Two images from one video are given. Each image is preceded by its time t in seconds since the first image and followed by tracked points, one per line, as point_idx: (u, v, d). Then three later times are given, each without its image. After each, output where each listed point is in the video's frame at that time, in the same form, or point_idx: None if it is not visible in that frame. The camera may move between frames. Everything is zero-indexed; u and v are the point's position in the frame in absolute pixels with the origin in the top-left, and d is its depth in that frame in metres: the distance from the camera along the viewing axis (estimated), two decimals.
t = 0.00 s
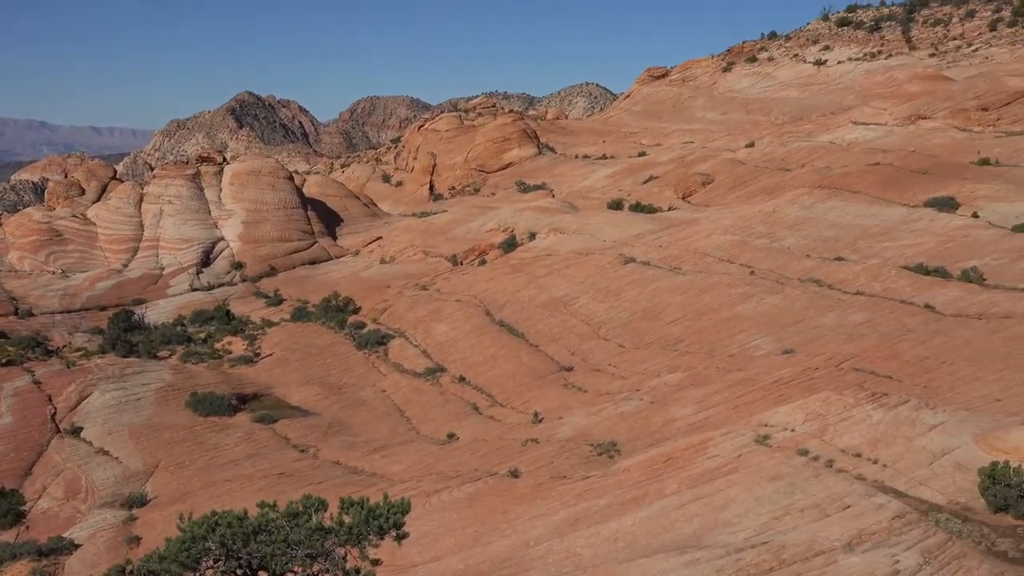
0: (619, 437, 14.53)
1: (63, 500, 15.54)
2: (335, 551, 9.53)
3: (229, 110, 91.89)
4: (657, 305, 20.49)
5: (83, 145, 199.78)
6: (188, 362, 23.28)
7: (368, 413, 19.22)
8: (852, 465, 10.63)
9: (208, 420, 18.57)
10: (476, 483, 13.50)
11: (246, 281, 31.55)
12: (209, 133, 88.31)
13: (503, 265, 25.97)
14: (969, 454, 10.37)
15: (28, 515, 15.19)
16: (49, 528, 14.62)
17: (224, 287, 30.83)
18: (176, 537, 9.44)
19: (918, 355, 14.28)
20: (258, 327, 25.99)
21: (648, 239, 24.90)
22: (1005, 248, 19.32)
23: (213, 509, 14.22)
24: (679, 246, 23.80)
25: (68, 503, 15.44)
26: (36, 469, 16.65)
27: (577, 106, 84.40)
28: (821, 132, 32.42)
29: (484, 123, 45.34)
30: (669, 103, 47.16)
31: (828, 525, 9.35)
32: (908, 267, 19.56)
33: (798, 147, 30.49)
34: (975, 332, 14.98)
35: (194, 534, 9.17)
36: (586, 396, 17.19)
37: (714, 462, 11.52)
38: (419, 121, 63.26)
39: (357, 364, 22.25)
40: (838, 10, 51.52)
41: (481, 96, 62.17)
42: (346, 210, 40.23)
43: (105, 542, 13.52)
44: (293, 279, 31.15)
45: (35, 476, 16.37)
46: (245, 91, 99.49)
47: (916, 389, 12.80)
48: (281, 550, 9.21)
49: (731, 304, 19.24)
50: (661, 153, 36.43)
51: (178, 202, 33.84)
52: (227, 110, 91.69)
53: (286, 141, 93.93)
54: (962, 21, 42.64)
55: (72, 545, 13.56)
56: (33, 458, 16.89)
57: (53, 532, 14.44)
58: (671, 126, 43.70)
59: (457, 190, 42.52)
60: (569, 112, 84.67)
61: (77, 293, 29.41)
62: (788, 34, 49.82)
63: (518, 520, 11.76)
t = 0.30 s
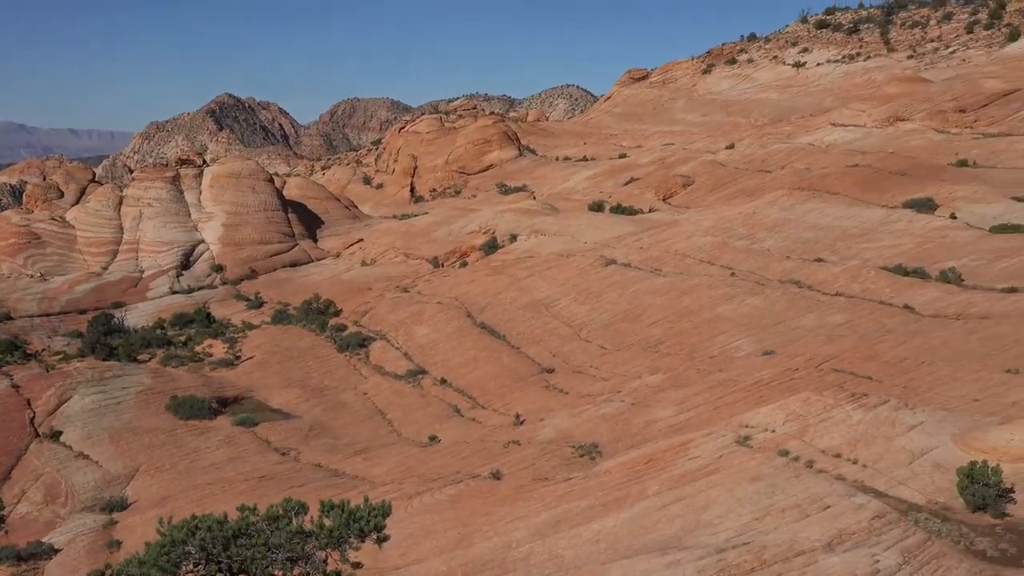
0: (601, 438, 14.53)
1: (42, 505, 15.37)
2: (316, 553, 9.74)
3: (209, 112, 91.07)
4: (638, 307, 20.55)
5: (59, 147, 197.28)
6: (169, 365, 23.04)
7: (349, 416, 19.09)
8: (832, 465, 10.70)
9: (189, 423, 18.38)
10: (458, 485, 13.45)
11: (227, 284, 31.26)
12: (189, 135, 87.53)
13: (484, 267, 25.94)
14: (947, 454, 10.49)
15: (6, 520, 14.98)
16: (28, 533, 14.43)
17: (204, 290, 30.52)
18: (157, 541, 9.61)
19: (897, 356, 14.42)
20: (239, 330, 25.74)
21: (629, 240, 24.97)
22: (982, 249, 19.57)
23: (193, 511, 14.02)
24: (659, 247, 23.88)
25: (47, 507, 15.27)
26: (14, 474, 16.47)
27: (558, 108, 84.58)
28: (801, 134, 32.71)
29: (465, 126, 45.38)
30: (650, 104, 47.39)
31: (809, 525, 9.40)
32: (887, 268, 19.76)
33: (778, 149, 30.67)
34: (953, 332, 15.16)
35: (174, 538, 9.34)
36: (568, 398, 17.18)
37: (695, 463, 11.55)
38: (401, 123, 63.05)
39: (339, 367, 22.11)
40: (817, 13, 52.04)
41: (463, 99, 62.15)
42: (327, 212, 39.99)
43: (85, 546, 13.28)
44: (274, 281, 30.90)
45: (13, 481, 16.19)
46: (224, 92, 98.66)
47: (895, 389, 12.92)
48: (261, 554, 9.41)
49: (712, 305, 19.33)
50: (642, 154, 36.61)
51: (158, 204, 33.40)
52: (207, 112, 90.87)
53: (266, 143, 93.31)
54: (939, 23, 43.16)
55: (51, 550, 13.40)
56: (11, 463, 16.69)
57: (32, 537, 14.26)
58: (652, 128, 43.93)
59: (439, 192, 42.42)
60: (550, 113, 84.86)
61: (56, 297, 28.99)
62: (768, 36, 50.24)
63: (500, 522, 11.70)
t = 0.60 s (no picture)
0: (583, 440, 14.53)
1: (21, 510, 15.13)
2: (296, 557, 9.83)
3: (189, 114, 90.14)
4: (619, 308, 20.59)
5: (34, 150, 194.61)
6: (149, 369, 22.80)
7: (330, 418, 18.94)
8: (812, 465, 10.76)
9: (169, 427, 18.17)
10: (440, 487, 13.39)
11: (207, 286, 30.94)
12: (168, 137, 86.61)
13: (464, 269, 25.89)
14: (926, 454, 10.62)
15: None
16: (6, 538, 14.19)
17: (185, 293, 30.20)
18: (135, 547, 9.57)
19: (877, 356, 14.56)
20: (219, 333, 25.47)
21: (610, 242, 25.02)
22: (959, 250, 19.83)
23: (173, 515, 13.81)
24: (640, 249, 23.96)
25: (26, 512, 15.04)
26: None
27: (538, 110, 84.71)
28: (781, 135, 33.00)
29: (447, 126, 45.42)
30: (631, 106, 47.61)
31: (789, 526, 9.45)
32: (867, 269, 19.97)
33: (757, 150, 30.83)
34: (932, 332, 15.34)
35: (154, 542, 9.32)
36: (550, 399, 17.16)
37: (676, 464, 11.57)
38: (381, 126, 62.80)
39: (320, 369, 21.94)
40: (796, 15, 52.54)
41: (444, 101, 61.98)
42: (307, 215, 39.73)
43: (64, 551, 13.05)
44: (255, 284, 30.62)
45: None
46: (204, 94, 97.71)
47: (875, 389, 13.04)
48: (241, 557, 9.49)
49: (693, 307, 19.40)
50: (622, 156, 36.76)
51: (137, 207, 33.06)
52: (186, 114, 89.94)
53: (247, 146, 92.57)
54: (917, 25, 43.70)
55: (31, 556, 13.16)
56: None
57: (11, 542, 14.01)
58: (632, 130, 44.12)
59: (419, 195, 42.30)
60: (531, 116, 85.06)
61: (34, 300, 28.57)
62: (747, 38, 50.64)
63: (482, 523, 11.63)
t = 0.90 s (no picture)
0: (565, 441, 14.52)
1: None
2: (277, 561, 9.75)
3: (168, 116, 89.22)
4: (601, 309, 20.62)
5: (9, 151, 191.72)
6: (129, 372, 22.56)
7: (312, 421, 18.79)
8: (793, 466, 10.82)
9: (150, 430, 17.96)
10: (422, 489, 13.32)
11: (187, 288, 30.63)
12: (148, 139, 85.72)
13: (446, 270, 25.83)
14: (906, 454, 10.73)
15: None
16: None
17: (165, 295, 29.87)
18: (115, 551, 9.49)
19: (857, 357, 14.69)
20: (200, 336, 25.23)
21: (591, 243, 25.07)
22: (938, 250, 20.07)
23: (153, 519, 13.63)
24: (622, 250, 24.04)
25: (3, 518, 14.78)
26: None
27: (519, 112, 84.68)
28: (761, 137, 33.25)
29: (427, 129, 44.96)
30: (612, 108, 47.79)
31: (771, 526, 9.50)
32: (847, 270, 20.16)
33: (738, 152, 31.03)
34: (912, 332, 15.50)
35: (133, 546, 9.25)
36: (532, 401, 17.14)
37: (658, 465, 11.60)
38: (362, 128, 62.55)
39: (301, 371, 21.77)
40: (776, 17, 52.95)
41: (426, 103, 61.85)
42: (288, 217, 39.46)
43: (42, 556, 12.84)
44: (236, 286, 30.35)
45: None
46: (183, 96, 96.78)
47: (855, 390, 13.15)
48: (222, 561, 9.41)
49: (675, 308, 19.49)
50: (604, 158, 36.87)
51: (117, 209, 32.73)
52: (166, 116, 89.02)
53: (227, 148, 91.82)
54: (896, 27, 44.19)
55: (9, 560, 12.90)
56: None
57: None
58: (614, 132, 44.26)
59: (401, 197, 42.16)
60: (512, 117, 85.04)
61: (12, 303, 28.20)
62: (728, 40, 50.99)
63: (465, 526, 11.58)
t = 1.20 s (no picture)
0: (547, 442, 14.51)
1: None
2: (259, 564, 9.62)
3: (148, 118, 88.28)
4: (583, 310, 20.64)
5: None
6: (109, 375, 22.32)
7: (293, 423, 18.63)
8: (775, 466, 10.89)
9: (130, 433, 17.73)
10: (404, 491, 13.25)
11: (168, 290, 30.28)
12: (128, 142, 84.81)
13: (428, 272, 25.75)
14: (887, 454, 10.82)
15: None
16: None
17: (146, 298, 29.53)
18: (95, 556, 9.40)
19: (838, 357, 14.80)
20: (181, 338, 24.96)
21: (573, 245, 25.10)
22: (918, 251, 20.28)
23: (133, 523, 13.44)
24: (604, 251, 24.08)
25: None
26: None
27: (500, 113, 84.59)
28: (742, 138, 33.45)
29: (409, 130, 44.65)
30: (594, 110, 47.95)
31: (753, 526, 9.54)
32: (828, 270, 20.33)
33: (718, 153, 31.20)
34: (892, 333, 15.65)
35: (113, 551, 9.16)
36: (514, 403, 17.12)
37: (640, 466, 11.62)
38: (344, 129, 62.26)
39: (282, 374, 21.58)
40: (756, 19, 53.30)
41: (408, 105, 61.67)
42: (269, 218, 39.18)
43: (21, 560, 12.62)
44: (217, 288, 30.05)
45: None
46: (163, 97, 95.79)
47: (836, 390, 13.24)
48: (202, 565, 9.30)
49: (656, 309, 19.55)
50: (586, 159, 36.97)
51: (97, 211, 32.39)
52: (146, 118, 88.09)
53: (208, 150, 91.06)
54: (876, 29, 44.67)
55: None
56: None
57: None
58: (596, 133, 44.38)
59: (382, 198, 42.00)
60: (493, 118, 85.01)
61: None
62: (709, 42, 51.29)
63: (447, 528, 11.52)
